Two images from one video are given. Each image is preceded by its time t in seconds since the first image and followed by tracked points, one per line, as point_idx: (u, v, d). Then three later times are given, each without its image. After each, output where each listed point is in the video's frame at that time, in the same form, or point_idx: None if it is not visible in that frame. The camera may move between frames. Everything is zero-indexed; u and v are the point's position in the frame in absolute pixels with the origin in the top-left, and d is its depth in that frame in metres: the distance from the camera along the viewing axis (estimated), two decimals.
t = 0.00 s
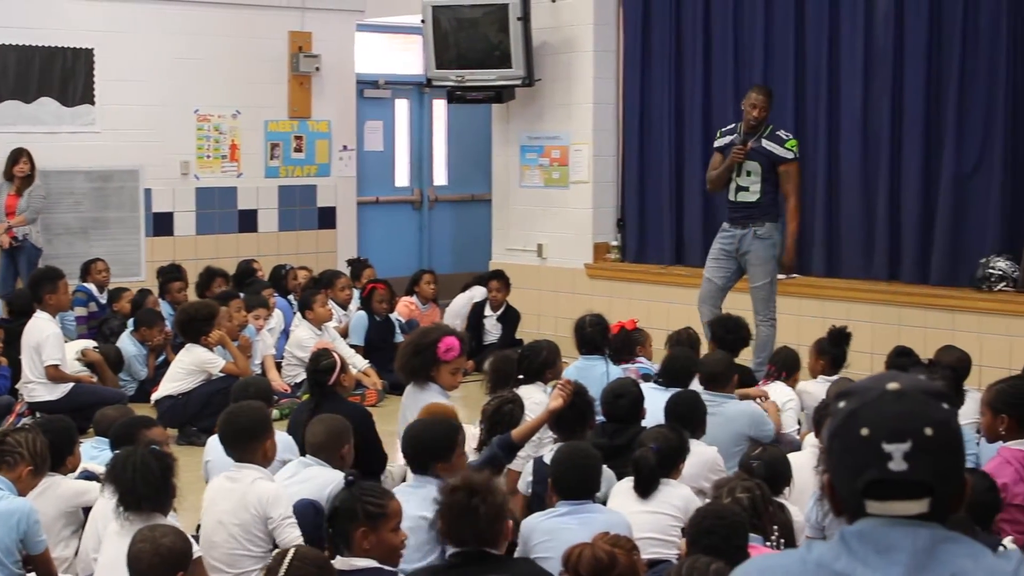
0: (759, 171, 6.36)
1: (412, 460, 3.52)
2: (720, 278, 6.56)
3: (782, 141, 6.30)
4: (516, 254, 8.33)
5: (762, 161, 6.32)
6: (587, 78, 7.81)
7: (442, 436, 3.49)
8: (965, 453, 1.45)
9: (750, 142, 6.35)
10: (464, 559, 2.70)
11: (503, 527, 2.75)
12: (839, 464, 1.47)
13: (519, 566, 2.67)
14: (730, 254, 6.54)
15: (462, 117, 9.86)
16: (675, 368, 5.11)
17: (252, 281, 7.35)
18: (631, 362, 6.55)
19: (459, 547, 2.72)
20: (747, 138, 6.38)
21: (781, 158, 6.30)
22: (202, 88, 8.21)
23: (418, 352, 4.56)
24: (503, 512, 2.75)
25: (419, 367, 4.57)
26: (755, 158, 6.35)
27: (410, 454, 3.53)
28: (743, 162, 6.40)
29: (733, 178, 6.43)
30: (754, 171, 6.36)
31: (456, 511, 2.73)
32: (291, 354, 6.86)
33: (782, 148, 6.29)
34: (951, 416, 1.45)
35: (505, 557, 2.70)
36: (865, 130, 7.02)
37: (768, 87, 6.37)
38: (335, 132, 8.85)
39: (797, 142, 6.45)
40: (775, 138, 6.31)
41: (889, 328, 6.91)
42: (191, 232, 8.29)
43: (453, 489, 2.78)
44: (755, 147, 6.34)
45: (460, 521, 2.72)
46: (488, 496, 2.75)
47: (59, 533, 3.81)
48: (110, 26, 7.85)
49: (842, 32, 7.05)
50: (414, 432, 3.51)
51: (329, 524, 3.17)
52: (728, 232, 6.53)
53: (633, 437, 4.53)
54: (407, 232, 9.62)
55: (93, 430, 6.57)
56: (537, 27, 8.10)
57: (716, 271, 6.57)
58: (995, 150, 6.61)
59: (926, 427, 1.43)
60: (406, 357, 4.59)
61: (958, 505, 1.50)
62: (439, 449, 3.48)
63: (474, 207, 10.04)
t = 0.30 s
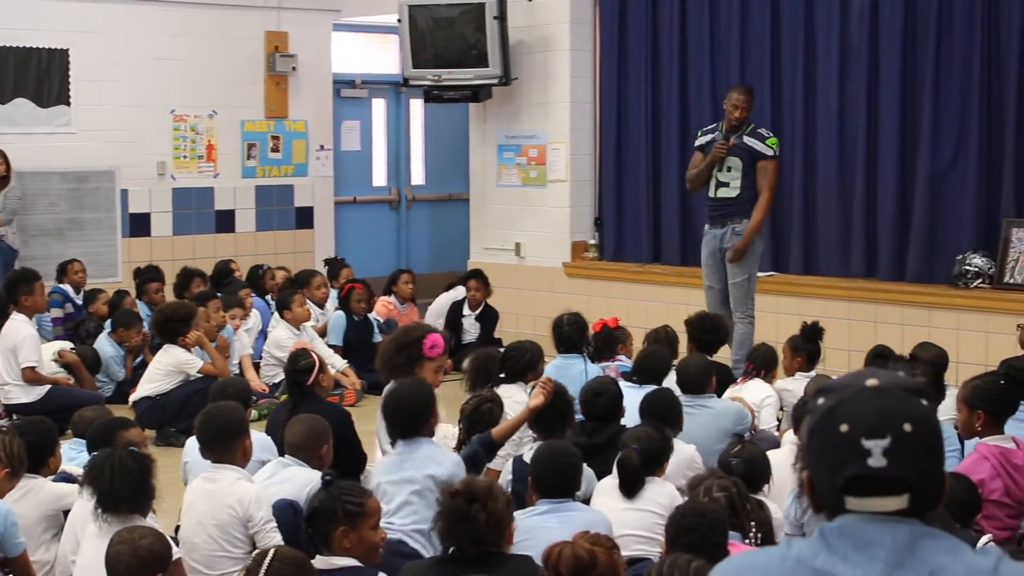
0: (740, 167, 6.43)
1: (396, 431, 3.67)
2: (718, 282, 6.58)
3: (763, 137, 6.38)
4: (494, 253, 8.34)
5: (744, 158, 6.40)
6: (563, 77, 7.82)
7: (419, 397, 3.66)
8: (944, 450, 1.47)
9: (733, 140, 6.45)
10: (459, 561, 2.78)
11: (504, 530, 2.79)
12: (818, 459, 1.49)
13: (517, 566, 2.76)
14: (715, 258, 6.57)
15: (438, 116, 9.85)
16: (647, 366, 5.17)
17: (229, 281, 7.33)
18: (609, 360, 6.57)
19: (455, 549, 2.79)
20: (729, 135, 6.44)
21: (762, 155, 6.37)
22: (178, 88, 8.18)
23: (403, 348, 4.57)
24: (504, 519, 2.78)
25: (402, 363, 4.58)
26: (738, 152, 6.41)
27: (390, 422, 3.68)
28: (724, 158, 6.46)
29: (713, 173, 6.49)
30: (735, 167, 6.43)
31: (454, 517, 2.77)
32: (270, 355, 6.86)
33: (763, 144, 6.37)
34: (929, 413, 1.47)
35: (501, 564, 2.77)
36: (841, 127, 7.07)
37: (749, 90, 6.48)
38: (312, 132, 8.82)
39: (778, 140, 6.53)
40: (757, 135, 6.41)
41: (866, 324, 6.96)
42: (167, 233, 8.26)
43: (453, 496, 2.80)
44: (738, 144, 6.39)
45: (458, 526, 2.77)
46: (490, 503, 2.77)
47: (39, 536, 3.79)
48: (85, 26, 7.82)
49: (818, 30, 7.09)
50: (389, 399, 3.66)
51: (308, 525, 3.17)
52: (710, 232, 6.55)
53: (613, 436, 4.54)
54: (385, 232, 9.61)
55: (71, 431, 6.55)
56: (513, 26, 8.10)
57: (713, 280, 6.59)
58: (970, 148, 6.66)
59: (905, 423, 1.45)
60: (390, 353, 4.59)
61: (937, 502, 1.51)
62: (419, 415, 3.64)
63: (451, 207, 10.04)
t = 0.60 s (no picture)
0: (724, 168, 6.46)
1: (362, 434, 3.59)
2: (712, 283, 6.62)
3: (744, 136, 6.41)
4: (474, 255, 8.34)
5: (727, 158, 6.43)
6: (545, 79, 7.83)
7: (386, 406, 3.53)
8: (923, 454, 1.49)
9: (714, 140, 6.47)
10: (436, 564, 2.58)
11: (476, 531, 2.58)
12: (799, 465, 1.51)
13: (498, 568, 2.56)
14: (699, 256, 6.61)
15: (419, 116, 9.85)
16: (628, 368, 5.19)
17: (209, 280, 7.31)
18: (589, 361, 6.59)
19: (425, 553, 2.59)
20: (710, 136, 6.46)
21: (743, 153, 6.40)
22: (160, 88, 8.16)
23: (397, 347, 4.63)
24: (455, 522, 2.56)
25: (392, 358, 4.64)
26: (721, 154, 6.44)
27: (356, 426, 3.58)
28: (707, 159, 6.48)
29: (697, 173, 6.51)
30: (719, 169, 6.46)
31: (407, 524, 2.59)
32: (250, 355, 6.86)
33: (743, 142, 6.40)
34: (909, 416, 1.49)
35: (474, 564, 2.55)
36: (822, 129, 7.10)
37: (725, 89, 6.48)
38: (293, 132, 8.80)
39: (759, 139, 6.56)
40: (738, 134, 6.44)
41: (846, 326, 6.99)
42: (148, 233, 8.24)
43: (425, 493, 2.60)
44: (719, 144, 6.42)
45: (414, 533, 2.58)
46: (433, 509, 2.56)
47: (17, 538, 3.78)
48: (65, 25, 7.79)
49: (799, 32, 7.12)
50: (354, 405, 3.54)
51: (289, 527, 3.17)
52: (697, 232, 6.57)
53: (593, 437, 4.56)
54: (365, 232, 9.61)
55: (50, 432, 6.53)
56: (495, 28, 8.11)
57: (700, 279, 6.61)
58: (950, 150, 6.70)
59: (885, 427, 1.47)
60: (382, 350, 4.64)
61: (917, 506, 1.53)
62: (385, 422, 3.54)
63: (431, 207, 10.05)
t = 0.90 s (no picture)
0: (700, 168, 6.43)
1: (318, 462, 3.60)
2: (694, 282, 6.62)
3: (721, 136, 6.41)
4: (449, 257, 8.34)
5: (704, 159, 6.41)
6: (520, 81, 7.84)
7: (350, 435, 3.58)
8: (897, 456, 1.50)
9: (690, 142, 6.45)
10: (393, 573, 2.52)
11: (432, 539, 2.52)
12: (773, 466, 1.52)
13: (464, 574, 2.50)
14: (680, 257, 6.61)
15: (395, 117, 9.84)
16: (609, 371, 5.20)
17: (184, 282, 7.28)
18: (563, 364, 6.60)
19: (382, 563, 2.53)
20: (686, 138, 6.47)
21: (721, 154, 6.39)
22: (134, 90, 8.14)
23: (377, 346, 4.61)
24: (408, 534, 2.50)
25: (371, 357, 4.62)
26: (697, 154, 6.43)
27: (315, 454, 3.60)
28: (684, 161, 6.46)
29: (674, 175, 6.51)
30: (696, 170, 6.41)
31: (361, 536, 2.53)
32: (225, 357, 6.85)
33: (720, 143, 6.40)
34: (882, 418, 1.50)
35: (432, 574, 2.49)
36: (797, 130, 7.13)
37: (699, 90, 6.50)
38: (268, 134, 8.77)
39: (736, 138, 6.56)
40: (715, 135, 6.43)
41: (821, 328, 7.02)
42: (122, 235, 8.22)
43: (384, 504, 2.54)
44: (695, 146, 6.43)
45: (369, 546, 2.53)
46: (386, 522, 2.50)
47: None
48: (40, 27, 7.77)
49: (774, 34, 7.14)
50: (318, 430, 3.57)
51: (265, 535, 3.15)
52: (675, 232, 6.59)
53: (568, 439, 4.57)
54: (340, 234, 9.60)
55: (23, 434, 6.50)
56: (470, 30, 8.11)
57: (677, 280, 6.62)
58: (925, 152, 6.74)
59: (859, 428, 1.48)
60: (363, 348, 4.61)
61: (891, 508, 1.54)
62: (346, 451, 3.57)
63: (407, 210, 10.04)
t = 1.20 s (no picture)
0: (686, 166, 6.48)
1: (294, 458, 3.61)
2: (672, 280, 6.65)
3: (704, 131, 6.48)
4: (426, 254, 8.34)
5: (689, 155, 6.47)
6: (497, 79, 7.86)
7: (324, 430, 3.60)
8: (873, 453, 1.53)
9: (672, 138, 6.52)
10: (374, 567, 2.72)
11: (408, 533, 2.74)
12: (750, 463, 1.54)
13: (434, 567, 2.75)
14: (667, 255, 6.64)
15: (371, 114, 9.84)
16: (587, 367, 5.22)
17: (159, 278, 7.26)
18: (538, 362, 6.63)
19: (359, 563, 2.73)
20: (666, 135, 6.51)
21: (705, 150, 6.46)
22: (110, 85, 8.11)
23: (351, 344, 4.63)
24: (401, 533, 2.72)
25: (344, 353, 4.63)
26: (681, 150, 6.49)
27: (290, 449, 3.62)
28: (670, 158, 6.50)
29: (662, 173, 6.51)
30: (682, 167, 6.47)
31: (349, 536, 2.72)
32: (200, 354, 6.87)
33: (704, 138, 6.47)
34: (859, 415, 1.53)
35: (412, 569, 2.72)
36: (773, 130, 7.17)
37: (675, 87, 6.54)
38: (244, 130, 8.76)
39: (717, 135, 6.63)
40: (697, 131, 6.49)
41: (796, 326, 7.07)
42: (97, 231, 8.19)
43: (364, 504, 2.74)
44: (678, 142, 6.48)
45: (355, 546, 2.72)
46: (383, 520, 2.71)
47: None
48: (14, 22, 7.73)
49: (751, 33, 7.18)
50: (293, 424, 3.60)
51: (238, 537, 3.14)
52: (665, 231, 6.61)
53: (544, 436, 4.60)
54: (316, 230, 9.59)
55: None
56: (447, 27, 8.12)
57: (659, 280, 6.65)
58: (900, 152, 6.81)
59: (836, 425, 1.51)
60: (337, 346, 4.63)
61: (866, 504, 1.57)
62: (319, 446, 3.60)
63: (383, 206, 10.05)
